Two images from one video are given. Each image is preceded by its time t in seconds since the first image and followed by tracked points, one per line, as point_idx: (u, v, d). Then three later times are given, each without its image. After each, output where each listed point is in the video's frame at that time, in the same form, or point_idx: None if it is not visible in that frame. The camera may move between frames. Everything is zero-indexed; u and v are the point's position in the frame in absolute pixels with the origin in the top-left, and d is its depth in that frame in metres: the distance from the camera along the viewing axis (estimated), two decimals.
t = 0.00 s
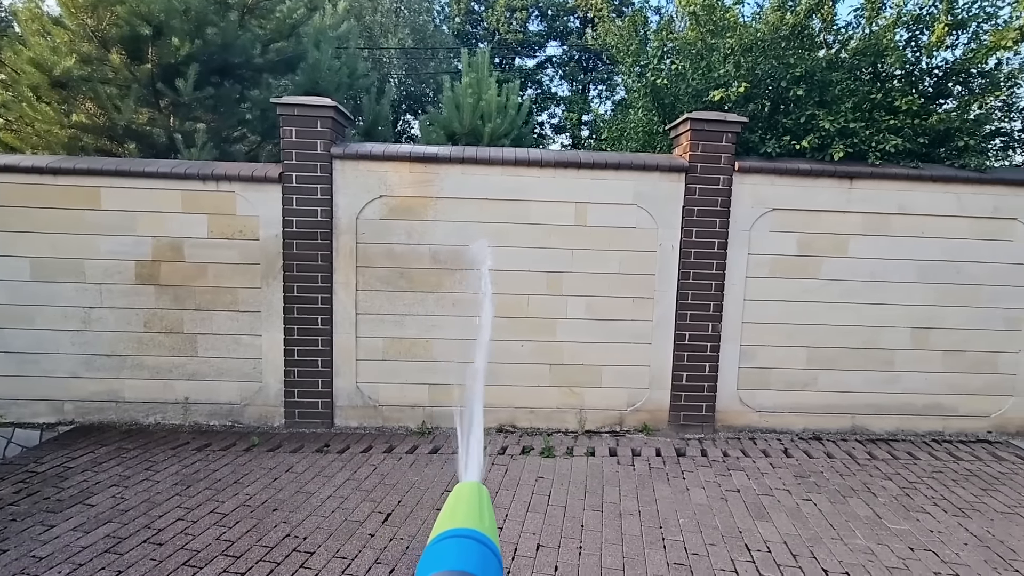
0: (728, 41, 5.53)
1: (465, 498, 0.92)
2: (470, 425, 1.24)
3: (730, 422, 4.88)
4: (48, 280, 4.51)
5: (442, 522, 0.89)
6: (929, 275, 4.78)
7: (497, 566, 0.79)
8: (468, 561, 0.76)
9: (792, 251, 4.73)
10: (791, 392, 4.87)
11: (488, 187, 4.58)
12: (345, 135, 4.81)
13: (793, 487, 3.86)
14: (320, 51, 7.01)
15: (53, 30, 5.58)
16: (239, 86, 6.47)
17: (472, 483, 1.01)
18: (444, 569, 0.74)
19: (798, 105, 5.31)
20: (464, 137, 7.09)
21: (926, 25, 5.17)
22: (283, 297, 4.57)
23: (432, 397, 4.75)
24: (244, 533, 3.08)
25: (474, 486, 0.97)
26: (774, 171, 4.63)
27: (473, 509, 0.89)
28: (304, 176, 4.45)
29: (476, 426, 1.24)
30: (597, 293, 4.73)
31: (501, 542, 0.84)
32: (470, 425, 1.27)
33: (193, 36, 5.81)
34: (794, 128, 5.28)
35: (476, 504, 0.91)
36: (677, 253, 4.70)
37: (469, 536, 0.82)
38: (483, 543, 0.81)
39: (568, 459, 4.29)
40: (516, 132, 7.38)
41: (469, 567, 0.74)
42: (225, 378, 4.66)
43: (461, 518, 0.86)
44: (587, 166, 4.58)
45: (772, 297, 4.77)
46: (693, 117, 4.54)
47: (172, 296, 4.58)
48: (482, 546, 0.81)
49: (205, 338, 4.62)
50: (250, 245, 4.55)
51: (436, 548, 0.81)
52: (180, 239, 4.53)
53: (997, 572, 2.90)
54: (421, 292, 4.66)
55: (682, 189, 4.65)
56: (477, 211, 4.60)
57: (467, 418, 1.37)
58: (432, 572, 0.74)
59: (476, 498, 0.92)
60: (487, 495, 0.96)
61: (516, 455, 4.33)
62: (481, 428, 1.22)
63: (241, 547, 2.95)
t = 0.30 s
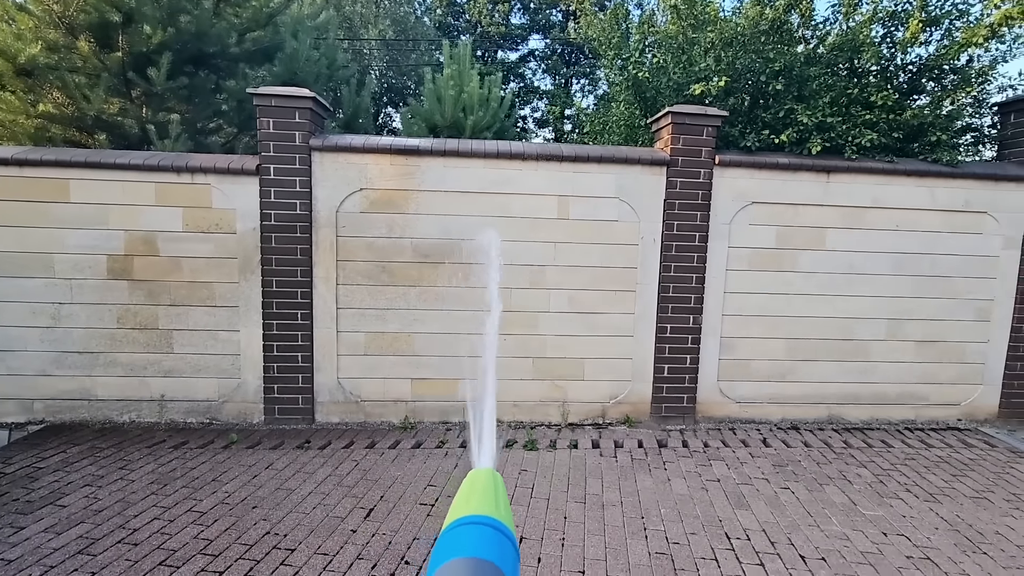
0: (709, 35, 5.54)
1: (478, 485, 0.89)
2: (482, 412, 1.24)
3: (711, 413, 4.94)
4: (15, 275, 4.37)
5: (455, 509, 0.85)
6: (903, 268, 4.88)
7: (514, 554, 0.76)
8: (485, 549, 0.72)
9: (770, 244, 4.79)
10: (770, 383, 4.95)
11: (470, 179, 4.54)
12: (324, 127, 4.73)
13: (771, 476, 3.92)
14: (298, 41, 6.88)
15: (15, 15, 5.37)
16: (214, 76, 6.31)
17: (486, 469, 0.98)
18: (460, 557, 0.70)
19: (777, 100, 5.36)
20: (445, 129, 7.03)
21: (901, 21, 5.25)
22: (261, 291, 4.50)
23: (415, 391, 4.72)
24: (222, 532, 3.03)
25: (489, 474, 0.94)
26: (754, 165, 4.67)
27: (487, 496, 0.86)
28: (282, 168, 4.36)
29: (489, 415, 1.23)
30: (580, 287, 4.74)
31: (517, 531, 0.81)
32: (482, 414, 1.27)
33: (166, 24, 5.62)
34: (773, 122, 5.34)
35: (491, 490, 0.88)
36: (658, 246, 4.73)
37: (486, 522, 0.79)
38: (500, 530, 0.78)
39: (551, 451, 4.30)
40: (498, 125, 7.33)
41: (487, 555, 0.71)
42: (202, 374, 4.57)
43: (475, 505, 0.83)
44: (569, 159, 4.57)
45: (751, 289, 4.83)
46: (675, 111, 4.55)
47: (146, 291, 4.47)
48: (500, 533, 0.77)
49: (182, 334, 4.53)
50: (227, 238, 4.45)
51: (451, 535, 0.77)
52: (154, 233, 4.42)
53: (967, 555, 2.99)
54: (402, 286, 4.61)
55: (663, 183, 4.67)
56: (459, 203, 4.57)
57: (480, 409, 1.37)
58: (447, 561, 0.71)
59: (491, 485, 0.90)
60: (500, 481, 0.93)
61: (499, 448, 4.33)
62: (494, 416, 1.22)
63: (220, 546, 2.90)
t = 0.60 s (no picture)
0: (698, 32, 5.55)
1: (491, 484, 0.90)
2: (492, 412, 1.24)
3: (697, 409, 4.97)
4: None
5: (467, 508, 0.87)
6: (887, 265, 4.93)
7: (527, 555, 0.77)
8: (499, 549, 0.73)
9: (756, 241, 4.82)
10: (756, 379, 4.99)
11: (458, 174, 4.52)
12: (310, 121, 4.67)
13: (756, 471, 3.95)
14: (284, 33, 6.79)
15: None
16: (198, 68, 6.20)
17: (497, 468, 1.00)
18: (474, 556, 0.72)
19: (764, 97, 5.39)
20: (433, 124, 6.99)
21: (886, 20, 5.30)
22: (246, 287, 4.44)
23: (402, 387, 4.70)
24: (205, 530, 3.00)
25: (500, 475, 0.95)
26: (741, 162, 4.68)
27: (501, 498, 0.87)
28: (266, 162, 4.31)
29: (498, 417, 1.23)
30: (567, 283, 4.74)
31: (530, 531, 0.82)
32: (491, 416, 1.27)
33: (147, 14, 5.48)
34: (760, 119, 5.37)
35: (504, 492, 0.89)
36: (646, 243, 4.74)
37: (499, 522, 0.80)
38: (514, 531, 0.79)
39: (538, 447, 4.30)
40: (487, 120, 7.22)
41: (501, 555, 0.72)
42: (185, 370, 4.52)
43: (488, 504, 0.84)
44: (558, 155, 4.56)
45: (738, 286, 4.86)
46: (663, 107, 4.55)
47: (128, 286, 4.40)
48: (511, 534, 0.78)
49: (164, 329, 4.47)
50: (211, 233, 4.39)
51: (466, 534, 0.78)
52: (136, 227, 4.35)
53: (945, 548, 3.03)
54: (389, 281, 4.58)
55: (651, 179, 4.67)
56: (447, 198, 4.54)
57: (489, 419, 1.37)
58: (461, 560, 0.72)
59: (502, 487, 0.91)
60: (512, 483, 0.94)
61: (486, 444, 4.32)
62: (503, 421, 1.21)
63: (201, 543, 2.87)
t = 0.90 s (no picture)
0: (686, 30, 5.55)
1: (505, 493, 0.95)
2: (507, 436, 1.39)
3: (685, 406, 4.99)
4: None
5: (483, 518, 0.92)
6: (872, 262, 4.98)
7: (541, 558, 0.81)
8: (514, 553, 0.78)
9: (743, 239, 4.84)
10: (743, 376, 5.02)
11: (445, 172, 4.50)
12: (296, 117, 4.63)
13: (742, 468, 3.98)
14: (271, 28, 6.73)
15: None
16: (182, 63, 6.12)
17: (513, 476, 1.05)
18: (489, 559, 0.76)
19: (751, 96, 5.41)
20: (422, 121, 6.96)
21: (872, 18, 5.34)
22: (231, 285, 4.40)
23: (389, 385, 4.68)
24: (187, 530, 2.97)
25: (518, 486, 1.00)
26: (727, 160, 4.70)
27: (517, 507, 0.92)
28: (251, 159, 4.27)
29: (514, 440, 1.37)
30: (555, 280, 4.74)
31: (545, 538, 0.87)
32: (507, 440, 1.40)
33: (130, 9, 5.40)
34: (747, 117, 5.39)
35: (521, 502, 0.94)
36: (633, 241, 4.74)
37: (515, 529, 0.84)
38: (530, 538, 0.83)
39: (526, 445, 4.30)
40: (476, 117, 7.21)
41: (515, 557, 0.76)
42: (170, 369, 4.48)
43: (504, 512, 0.89)
44: (545, 153, 4.56)
45: (725, 283, 4.88)
46: (650, 104, 4.56)
47: (111, 284, 4.35)
48: (527, 539, 0.83)
49: (148, 328, 4.42)
50: (195, 230, 4.35)
51: (482, 541, 0.83)
52: (118, 224, 4.29)
53: (926, 542, 3.07)
54: (376, 279, 4.56)
55: (638, 177, 4.68)
56: (434, 196, 4.52)
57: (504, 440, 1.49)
58: (479, 563, 0.77)
59: (519, 496, 0.96)
60: (529, 493, 0.99)
61: (473, 442, 4.32)
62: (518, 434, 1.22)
63: (184, 544, 2.84)
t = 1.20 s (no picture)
0: (670, 27, 5.57)
1: (524, 500, 0.86)
2: (526, 436, 1.26)
3: (671, 402, 5.02)
4: None
5: (500, 527, 0.83)
6: (854, 258, 5.03)
7: (563, 568, 0.72)
8: (534, 567, 0.69)
9: (729, 235, 4.88)
10: (729, 372, 5.06)
11: (431, 169, 4.48)
12: (279, 115, 4.59)
13: (727, 463, 4.01)
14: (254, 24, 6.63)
15: None
16: (164, 60, 6.02)
17: (535, 480, 0.95)
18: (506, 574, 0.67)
19: (735, 93, 5.45)
20: (408, 118, 6.93)
21: (855, 17, 5.40)
22: (214, 284, 4.35)
23: (376, 384, 4.66)
24: (168, 532, 2.93)
25: (538, 489, 0.92)
26: (712, 157, 4.73)
27: (537, 513, 0.83)
28: (234, 156, 4.22)
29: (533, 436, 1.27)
30: (541, 278, 4.73)
31: (566, 547, 0.78)
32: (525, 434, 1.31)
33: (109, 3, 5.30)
34: (732, 115, 5.43)
35: (542, 508, 0.85)
36: (620, 238, 4.76)
37: (535, 540, 0.76)
38: (550, 549, 0.75)
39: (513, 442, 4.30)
40: (463, 114, 7.17)
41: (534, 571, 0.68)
42: (152, 370, 4.42)
43: (523, 522, 0.81)
44: (531, 150, 4.55)
45: (710, 280, 4.91)
46: (636, 102, 4.56)
47: (90, 284, 4.28)
48: (549, 552, 0.74)
49: (129, 328, 4.36)
50: (177, 229, 4.29)
51: (497, 554, 0.75)
52: (98, 223, 4.23)
53: (906, 534, 3.11)
54: (362, 277, 4.53)
55: (624, 174, 4.69)
56: (419, 194, 4.50)
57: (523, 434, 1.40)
58: None
59: (538, 500, 0.87)
60: (551, 497, 0.90)
61: (460, 440, 4.31)
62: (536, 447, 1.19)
63: (165, 546, 2.81)
